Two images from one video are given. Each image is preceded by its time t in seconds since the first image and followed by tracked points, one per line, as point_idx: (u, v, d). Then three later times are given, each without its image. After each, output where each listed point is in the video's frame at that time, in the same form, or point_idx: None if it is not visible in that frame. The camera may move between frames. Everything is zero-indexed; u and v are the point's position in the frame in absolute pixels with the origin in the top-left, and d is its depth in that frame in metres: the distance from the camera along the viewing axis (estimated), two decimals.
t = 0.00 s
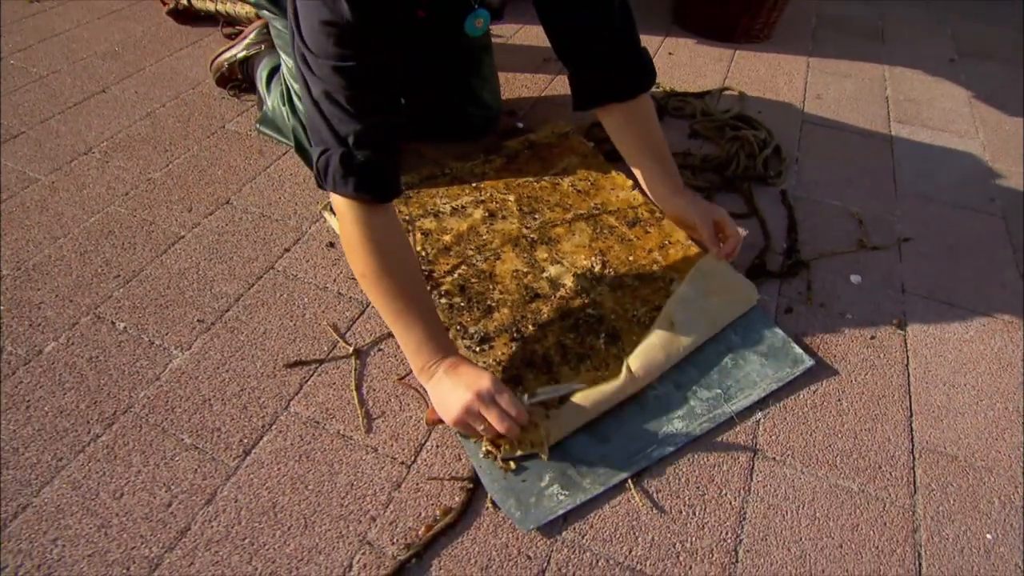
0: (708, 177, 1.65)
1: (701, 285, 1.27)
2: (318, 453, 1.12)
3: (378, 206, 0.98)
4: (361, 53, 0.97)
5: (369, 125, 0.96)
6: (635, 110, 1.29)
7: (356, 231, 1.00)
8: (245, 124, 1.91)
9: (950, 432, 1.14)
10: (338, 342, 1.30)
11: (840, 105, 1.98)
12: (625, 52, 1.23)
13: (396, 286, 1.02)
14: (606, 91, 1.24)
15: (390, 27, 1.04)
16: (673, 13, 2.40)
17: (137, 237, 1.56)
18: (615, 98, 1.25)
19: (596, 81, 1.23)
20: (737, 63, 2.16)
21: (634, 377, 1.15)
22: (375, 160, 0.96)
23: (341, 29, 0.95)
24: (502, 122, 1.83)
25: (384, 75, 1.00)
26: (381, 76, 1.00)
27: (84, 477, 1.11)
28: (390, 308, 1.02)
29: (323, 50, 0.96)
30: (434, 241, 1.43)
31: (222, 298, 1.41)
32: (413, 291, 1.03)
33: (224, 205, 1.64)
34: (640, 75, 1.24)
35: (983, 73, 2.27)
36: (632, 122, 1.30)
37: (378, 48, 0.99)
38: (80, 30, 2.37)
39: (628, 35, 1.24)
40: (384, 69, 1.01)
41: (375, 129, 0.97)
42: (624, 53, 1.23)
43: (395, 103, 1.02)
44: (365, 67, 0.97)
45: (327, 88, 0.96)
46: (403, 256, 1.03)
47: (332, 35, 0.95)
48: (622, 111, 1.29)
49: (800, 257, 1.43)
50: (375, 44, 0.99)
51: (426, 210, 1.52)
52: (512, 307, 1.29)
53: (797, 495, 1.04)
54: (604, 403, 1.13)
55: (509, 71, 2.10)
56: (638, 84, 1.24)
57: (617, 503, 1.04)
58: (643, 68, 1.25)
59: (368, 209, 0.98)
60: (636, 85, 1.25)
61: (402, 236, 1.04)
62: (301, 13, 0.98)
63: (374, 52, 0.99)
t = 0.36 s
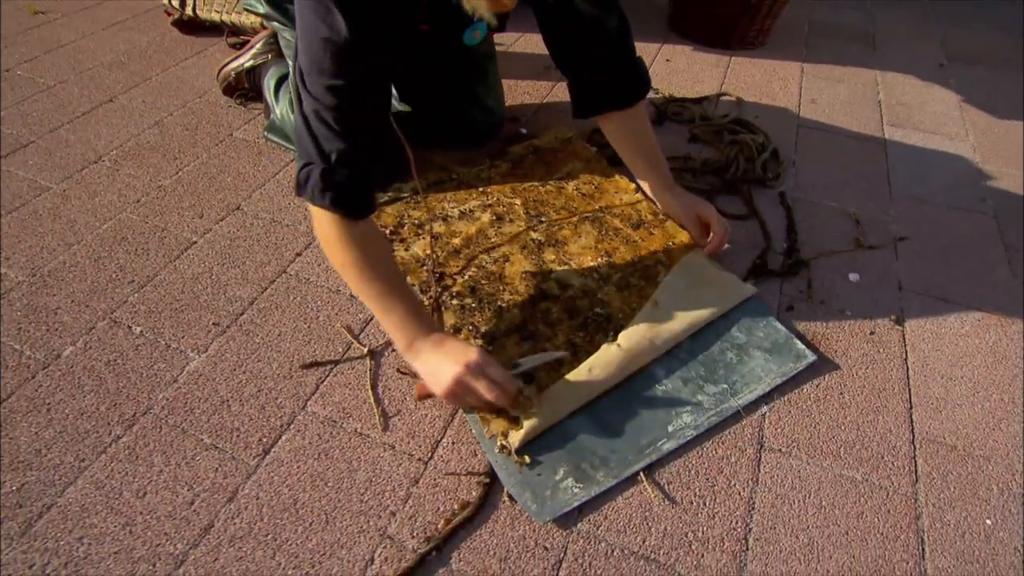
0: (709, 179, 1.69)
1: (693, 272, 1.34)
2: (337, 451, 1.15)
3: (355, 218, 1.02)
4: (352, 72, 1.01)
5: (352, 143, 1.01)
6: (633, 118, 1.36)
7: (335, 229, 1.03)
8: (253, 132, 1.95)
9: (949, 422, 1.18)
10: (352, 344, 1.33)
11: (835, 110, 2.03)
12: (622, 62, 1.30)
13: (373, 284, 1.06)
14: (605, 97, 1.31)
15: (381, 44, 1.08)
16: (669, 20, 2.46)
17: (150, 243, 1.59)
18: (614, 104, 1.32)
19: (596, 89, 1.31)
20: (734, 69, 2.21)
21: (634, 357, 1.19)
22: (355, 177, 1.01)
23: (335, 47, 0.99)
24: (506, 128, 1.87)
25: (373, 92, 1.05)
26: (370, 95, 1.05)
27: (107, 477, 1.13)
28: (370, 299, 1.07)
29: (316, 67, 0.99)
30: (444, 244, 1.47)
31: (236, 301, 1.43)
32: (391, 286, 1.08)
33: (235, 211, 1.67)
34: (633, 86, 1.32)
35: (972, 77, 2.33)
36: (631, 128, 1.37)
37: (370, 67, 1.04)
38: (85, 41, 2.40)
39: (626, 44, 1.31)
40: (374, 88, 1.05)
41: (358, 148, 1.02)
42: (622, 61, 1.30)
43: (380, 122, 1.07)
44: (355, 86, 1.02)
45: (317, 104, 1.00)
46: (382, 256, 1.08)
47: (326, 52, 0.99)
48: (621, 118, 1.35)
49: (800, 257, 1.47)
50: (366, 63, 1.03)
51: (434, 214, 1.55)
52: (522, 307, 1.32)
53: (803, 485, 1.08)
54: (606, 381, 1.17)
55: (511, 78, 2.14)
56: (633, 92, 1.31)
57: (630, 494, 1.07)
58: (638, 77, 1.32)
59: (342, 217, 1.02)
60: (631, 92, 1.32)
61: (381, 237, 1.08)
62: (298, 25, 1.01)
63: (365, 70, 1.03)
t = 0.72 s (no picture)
0: (707, 184, 1.74)
1: (696, 273, 1.39)
2: (354, 452, 1.18)
3: (348, 230, 1.06)
4: (343, 91, 1.06)
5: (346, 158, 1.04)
6: (596, 156, 1.18)
7: (327, 244, 1.07)
8: (260, 143, 1.99)
9: (945, 415, 1.22)
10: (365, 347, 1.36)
11: (827, 116, 2.09)
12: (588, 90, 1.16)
13: (363, 300, 1.10)
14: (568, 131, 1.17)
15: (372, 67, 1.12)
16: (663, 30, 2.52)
17: (161, 252, 1.62)
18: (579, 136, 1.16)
19: (562, 118, 1.16)
20: (727, 77, 2.27)
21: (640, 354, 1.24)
22: (347, 191, 1.04)
23: (325, 66, 1.04)
24: (508, 137, 1.92)
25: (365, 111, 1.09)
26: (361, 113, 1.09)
27: (129, 480, 1.15)
28: (355, 320, 1.10)
29: (307, 86, 1.05)
30: (452, 250, 1.50)
31: (249, 308, 1.46)
32: (376, 306, 1.11)
33: (244, 221, 1.70)
34: (602, 120, 1.17)
35: (957, 83, 2.40)
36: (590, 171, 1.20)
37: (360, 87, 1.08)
38: (89, 54, 2.44)
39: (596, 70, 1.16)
40: (365, 106, 1.09)
41: (351, 162, 1.05)
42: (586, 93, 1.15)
43: (372, 138, 1.10)
44: (346, 104, 1.05)
45: (309, 120, 1.04)
46: (370, 273, 1.11)
47: (316, 71, 1.04)
48: (579, 158, 1.19)
49: (797, 258, 1.52)
50: (356, 85, 1.07)
51: (441, 221, 1.59)
52: (531, 310, 1.36)
53: (807, 476, 1.12)
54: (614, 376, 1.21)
55: (511, 88, 2.19)
56: (600, 129, 1.17)
57: (640, 489, 1.10)
58: (607, 111, 1.16)
59: (338, 229, 1.05)
60: (597, 128, 1.17)
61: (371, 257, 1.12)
62: (290, 51, 1.08)
63: (355, 92, 1.07)
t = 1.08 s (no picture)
0: (705, 189, 1.80)
1: (696, 275, 1.45)
2: (371, 452, 1.21)
3: (362, 239, 1.11)
4: (345, 108, 1.10)
5: (354, 171, 1.08)
6: (574, 178, 1.23)
7: (346, 255, 1.12)
8: (266, 154, 2.03)
9: (939, 407, 1.27)
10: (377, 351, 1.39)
11: (817, 122, 2.15)
12: (570, 109, 1.18)
13: (377, 307, 1.14)
14: (552, 151, 1.20)
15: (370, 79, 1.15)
16: (656, 40, 2.58)
17: (173, 262, 1.65)
18: (561, 156, 1.20)
19: (545, 137, 1.19)
20: (720, 85, 2.33)
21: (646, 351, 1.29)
22: (356, 203, 1.09)
23: (325, 86, 1.08)
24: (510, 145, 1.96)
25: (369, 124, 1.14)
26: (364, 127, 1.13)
27: (152, 483, 1.18)
28: (370, 328, 1.15)
29: (311, 105, 1.09)
30: (460, 255, 1.55)
31: (262, 314, 1.50)
32: (390, 309, 1.16)
33: (253, 230, 1.74)
34: (586, 137, 1.21)
35: (942, 89, 2.48)
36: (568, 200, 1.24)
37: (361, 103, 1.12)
38: (93, 69, 2.48)
39: (574, 89, 1.18)
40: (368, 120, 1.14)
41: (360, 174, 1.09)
42: (565, 112, 1.18)
43: (376, 149, 1.15)
44: (349, 120, 1.10)
45: (315, 137, 1.09)
46: (383, 276, 1.15)
47: (317, 92, 1.08)
48: (558, 181, 1.23)
49: (793, 259, 1.57)
50: (356, 100, 1.12)
51: (448, 227, 1.63)
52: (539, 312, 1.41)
53: (809, 467, 1.16)
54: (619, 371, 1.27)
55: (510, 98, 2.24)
56: (584, 147, 1.21)
57: (649, 482, 1.14)
58: (589, 129, 1.21)
59: (353, 239, 1.10)
60: (579, 146, 1.20)
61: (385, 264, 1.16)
62: (291, 72, 1.12)
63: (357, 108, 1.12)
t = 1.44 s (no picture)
0: (702, 196, 1.87)
1: (696, 277, 1.51)
2: (390, 451, 1.25)
3: (361, 258, 1.18)
4: (350, 135, 1.16)
5: (355, 199, 1.15)
6: (582, 190, 1.29)
7: (342, 269, 1.20)
8: (275, 166, 2.08)
9: (931, 401, 1.33)
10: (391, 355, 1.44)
11: (808, 130, 2.23)
12: (576, 127, 1.23)
13: (377, 315, 1.21)
14: (563, 166, 1.25)
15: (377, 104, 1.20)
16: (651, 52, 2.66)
17: (188, 271, 1.69)
18: (572, 170, 1.26)
19: (553, 155, 1.24)
20: (714, 95, 2.40)
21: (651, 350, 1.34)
22: (355, 226, 1.16)
23: (332, 115, 1.14)
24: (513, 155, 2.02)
25: (372, 149, 1.19)
26: (369, 152, 1.19)
27: (177, 485, 1.22)
28: (371, 333, 1.22)
29: (317, 132, 1.15)
30: (468, 262, 1.60)
31: (277, 321, 1.54)
32: (389, 314, 1.23)
33: (265, 240, 1.79)
34: (592, 154, 1.26)
35: (927, 97, 2.56)
36: (579, 211, 1.30)
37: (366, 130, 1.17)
38: (100, 84, 2.54)
39: (580, 106, 1.23)
40: (372, 145, 1.19)
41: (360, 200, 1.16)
42: (573, 129, 1.23)
43: (379, 170, 1.21)
44: (353, 147, 1.16)
45: (320, 162, 1.16)
46: (382, 288, 1.23)
47: (324, 120, 1.14)
48: (566, 193, 1.29)
49: (789, 262, 1.63)
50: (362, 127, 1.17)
51: (456, 235, 1.68)
52: (547, 316, 1.46)
53: (810, 459, 1.22)
54: (625, 369, 1.32)
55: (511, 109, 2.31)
56: (590, 160, 1.26)
57: (658, 476, 1.19)
58: (593, 144, 1.26)
59: (351, 258, 1.18)
60: (586, 162, 1.26)
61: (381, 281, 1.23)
62: (299, 96, 1.17)
63: (362, 134, 1.17)
